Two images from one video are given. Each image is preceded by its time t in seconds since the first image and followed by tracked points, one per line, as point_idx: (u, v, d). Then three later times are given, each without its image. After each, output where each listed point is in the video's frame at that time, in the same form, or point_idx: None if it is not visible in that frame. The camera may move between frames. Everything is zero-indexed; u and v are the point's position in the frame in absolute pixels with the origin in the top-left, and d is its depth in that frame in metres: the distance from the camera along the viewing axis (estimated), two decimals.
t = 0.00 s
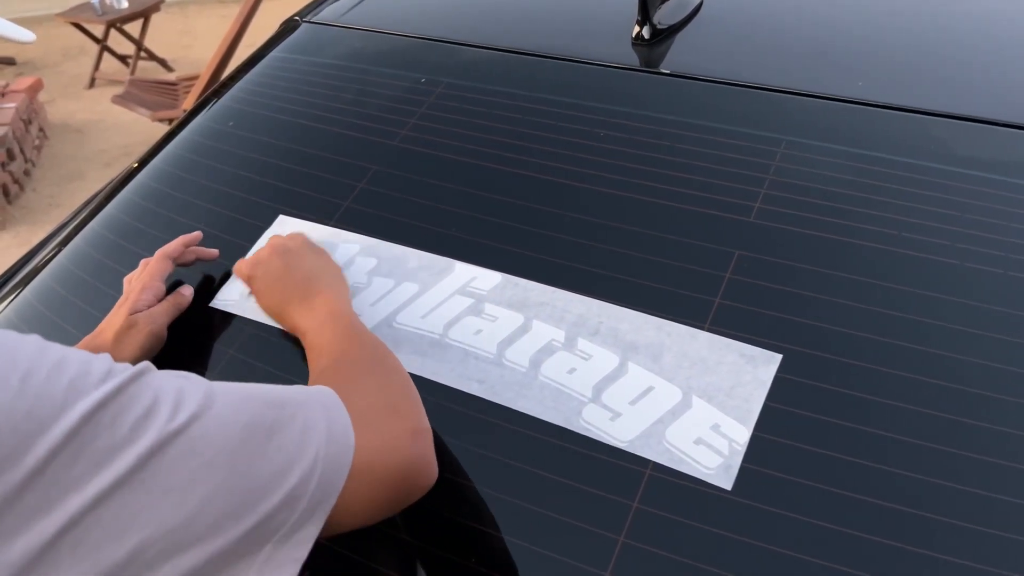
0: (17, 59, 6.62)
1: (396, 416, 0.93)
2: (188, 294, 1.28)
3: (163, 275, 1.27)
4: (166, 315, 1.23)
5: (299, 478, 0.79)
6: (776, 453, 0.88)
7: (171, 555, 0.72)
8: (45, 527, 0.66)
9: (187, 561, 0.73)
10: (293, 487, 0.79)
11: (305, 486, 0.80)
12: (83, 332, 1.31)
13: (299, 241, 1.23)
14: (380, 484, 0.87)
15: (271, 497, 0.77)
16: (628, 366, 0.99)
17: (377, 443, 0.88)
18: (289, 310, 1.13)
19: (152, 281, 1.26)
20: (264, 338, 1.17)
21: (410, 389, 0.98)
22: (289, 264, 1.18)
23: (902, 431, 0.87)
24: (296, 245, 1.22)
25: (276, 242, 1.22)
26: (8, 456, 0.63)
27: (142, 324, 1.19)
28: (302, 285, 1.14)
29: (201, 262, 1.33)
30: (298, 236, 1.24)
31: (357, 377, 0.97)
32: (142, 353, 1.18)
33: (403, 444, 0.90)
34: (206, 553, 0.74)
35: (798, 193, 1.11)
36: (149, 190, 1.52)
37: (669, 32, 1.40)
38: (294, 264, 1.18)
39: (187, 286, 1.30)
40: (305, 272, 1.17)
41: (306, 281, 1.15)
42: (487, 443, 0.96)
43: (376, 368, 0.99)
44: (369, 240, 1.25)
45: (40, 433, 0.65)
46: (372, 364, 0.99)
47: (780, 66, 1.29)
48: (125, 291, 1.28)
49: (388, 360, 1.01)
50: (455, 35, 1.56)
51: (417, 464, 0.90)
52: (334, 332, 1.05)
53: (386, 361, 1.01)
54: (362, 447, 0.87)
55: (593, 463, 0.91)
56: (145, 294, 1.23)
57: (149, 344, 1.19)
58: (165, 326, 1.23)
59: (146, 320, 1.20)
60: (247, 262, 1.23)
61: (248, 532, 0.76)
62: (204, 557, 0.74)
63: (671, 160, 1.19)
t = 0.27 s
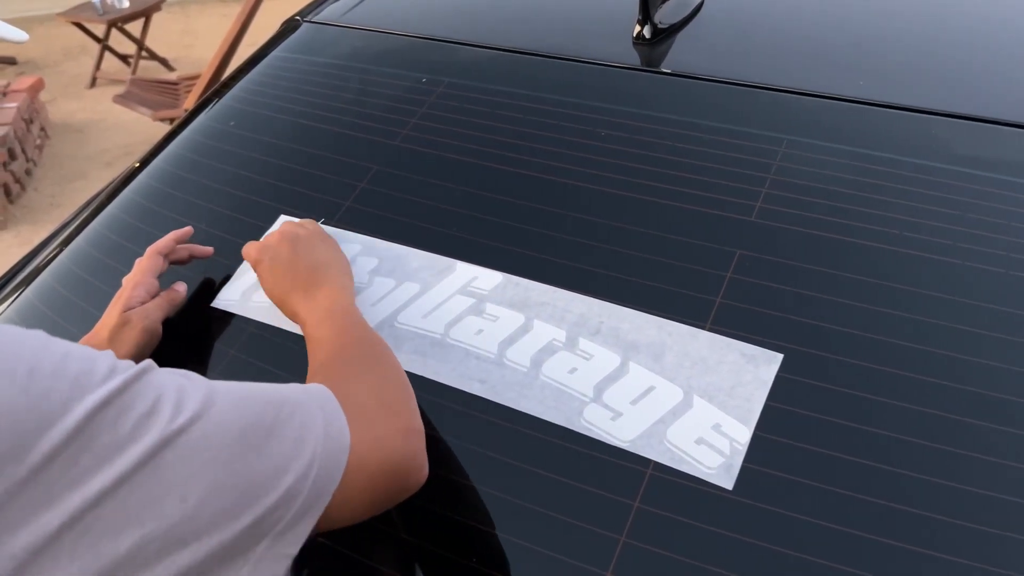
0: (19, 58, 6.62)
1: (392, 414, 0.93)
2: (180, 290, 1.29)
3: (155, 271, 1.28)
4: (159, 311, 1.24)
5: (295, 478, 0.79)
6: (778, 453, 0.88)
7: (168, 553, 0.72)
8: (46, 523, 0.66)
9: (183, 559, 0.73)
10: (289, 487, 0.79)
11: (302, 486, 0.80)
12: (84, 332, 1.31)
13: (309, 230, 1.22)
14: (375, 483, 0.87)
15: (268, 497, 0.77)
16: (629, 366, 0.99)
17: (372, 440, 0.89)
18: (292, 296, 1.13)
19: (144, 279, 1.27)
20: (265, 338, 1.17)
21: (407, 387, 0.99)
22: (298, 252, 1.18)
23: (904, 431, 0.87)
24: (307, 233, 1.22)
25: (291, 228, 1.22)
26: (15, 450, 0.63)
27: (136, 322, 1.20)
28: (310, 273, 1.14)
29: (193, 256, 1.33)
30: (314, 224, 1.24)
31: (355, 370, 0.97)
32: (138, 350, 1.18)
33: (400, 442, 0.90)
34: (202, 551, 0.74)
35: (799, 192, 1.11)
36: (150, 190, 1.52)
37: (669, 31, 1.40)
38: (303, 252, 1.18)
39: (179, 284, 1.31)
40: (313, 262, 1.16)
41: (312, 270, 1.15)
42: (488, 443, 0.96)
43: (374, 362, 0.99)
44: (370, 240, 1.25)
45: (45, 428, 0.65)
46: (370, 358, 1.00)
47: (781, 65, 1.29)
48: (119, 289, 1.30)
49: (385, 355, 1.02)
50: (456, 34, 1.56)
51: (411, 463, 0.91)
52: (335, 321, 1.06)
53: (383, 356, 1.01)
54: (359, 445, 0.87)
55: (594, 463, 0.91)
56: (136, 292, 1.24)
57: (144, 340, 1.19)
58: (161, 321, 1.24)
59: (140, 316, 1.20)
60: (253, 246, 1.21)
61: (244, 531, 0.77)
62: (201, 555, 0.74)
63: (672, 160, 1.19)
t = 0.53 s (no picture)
0: (19, 58, 6.62)
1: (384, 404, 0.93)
2: (178, 290, 1.30)
3: (152, 270, 1.29)
4: (156, 310, 1.24)
5: (293, 467, 0.80)
6: (776, 453, 0.89)
7: (170, 541, 0.73)
8: (48, 516, 0.66)
9: (184, 546, 0.74)
10: (287, 475, 0.79)
11: (300, 473, 0.80)
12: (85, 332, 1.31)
13: (285, 238, 1.24)
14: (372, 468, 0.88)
15: (266, 485, 0.78)
16: (628, 366, 0.99)
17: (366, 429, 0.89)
18: (268, 298, 1.15)
19: (141, 278, 1.28)
20: (265, 338, 1.17)
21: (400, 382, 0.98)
22: (273, 257, 1.19)
23: (902, 430, 0.87)
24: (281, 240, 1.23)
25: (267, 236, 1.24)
26: (18, 445, 0.63)
27: (134, 321, 1.20)
28: (285, 278, 1.15)
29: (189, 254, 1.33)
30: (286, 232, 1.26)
31: (345, 368, 0.97)
32: (136, 349, 1.19)
33: (394, 430, 0.91)
34: (203, 539, 0.75)
35: (798, 192, 1.11)
36: (150, 191, 1.52)
37: (668, 32, 1.40)
38: (275, 257, 1.19)
39: (176, 283, 1.32)
40: (287, 266, 1.17)
41: (288, 272, 1.16)
42: (487, 443, 0.96)
43: (366, 361, 0.99)
44: (369, 241, 1.25)
45: (47, 421, 0.65)
46: (361, 357, 0.99)
47: (780, 65, 1.29)
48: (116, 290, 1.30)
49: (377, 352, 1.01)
50: (455, 34, 1.56)
51: (406, 450, 0.91)
52: (320, 321, 1.06)
53: (375, 354, 1.01)
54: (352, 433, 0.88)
55: (593, 463, 0.91)
56: (133, 292, 1.24)
57: (142, 339, 1.20)
58: (157, 320, 1.24)
59: (137, 316, 1.21)
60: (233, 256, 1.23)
61: (245, 518, 0.77)
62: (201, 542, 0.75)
63: (671, 160, 1.19)
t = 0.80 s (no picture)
0: (18, 59, 6.62)
1: (386, 377, 0.93)
2: (177, 290, 1.29)
3: (150, 271, 1.29)
4: (155, 310, 1.24)
5: (295, 432, 0.79)
6: (777, 453, 0.88)
7: (176, 515, 0.73)
8: (50, 498, 0.66)
9: (192, 519, 0.73)
10: (290, 442, 0.78)
11: (303, 440, 0.79)
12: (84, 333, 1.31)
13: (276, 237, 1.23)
14: (376, 438, 0.87)
15: (269, 452, 0.77)
16: (628, 366, 0.99)
17: (368, 401, 0.89)
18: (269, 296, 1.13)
19: (140, 278, 1.28)
20: (264, 339, 1.17)
21: (402, 358, 0.98)
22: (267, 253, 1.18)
23: (903, 430, 0.87)
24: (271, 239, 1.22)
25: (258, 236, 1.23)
26: (13, 426, 0.64)
27: (132, 322, 1.20)
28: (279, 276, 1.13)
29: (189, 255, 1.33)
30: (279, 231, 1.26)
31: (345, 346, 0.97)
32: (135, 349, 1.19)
33: (395, 402, 0.91)
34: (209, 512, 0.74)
35: (798, 192, 1.11)
36: (150, 191, 1.52)
37: (667, 31, 1.40)
38: (266, 257, 1.17)
39: (176, 284, 1.32)
40: (282, 261, 1.16)
41: (284, 266, 1.15)
42: (487, 443, 0.96)
43: (366, 339, 0.99)
44: (369, 241, 1.25)
45: (43, 402, 0.65)
46: (361, 335, 0.99)
47: (780, 65, 1.29)
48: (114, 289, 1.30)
49: (376, 330, 1.01)
50: (455, 34, 1.56)
51: (406, 419, 0.91)
52: (318, 313, 1.05)
53: (374, 331, 1.01)
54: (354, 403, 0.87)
55: (593, 463, 0.91)
56: (132, 292, 1.25)
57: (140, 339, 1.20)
58: (156, 320, 1.25)
59: (136, 317, 1.21)
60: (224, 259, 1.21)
61: (250, 489, 0.76)
62: (208, 514, 0.74)
63: (670, 160, 1.19)
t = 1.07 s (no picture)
0: (17, 59, 6.61)
1: (375, 421, 0.94)
2: (175, 291, 1.29)
3: (150, 272, 1.29)
4: (153, 311, 1.24)
5: (283, 478, 0.79)
6: (775, 453, 0.88)
7: (156, 549, 0.72)
8: (32, 518, 0.66)
9: (172, 555, 0.73)
10: (277, 486, 0.79)
11: (291, 484, 0.80)
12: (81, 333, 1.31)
13: (259, 262, 1.22)
14: (367, 482, 0.87)
15: (256, 495, 0.78)
16: (626, 367, 0.99)
17: (360, 446, 0.89)
18: (235, 328, 1.13)
19: (138, 279, 1.28)
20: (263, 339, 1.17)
21: (391, 404, 0.99)
22: (240, 283, 1.18)
23: (902, 431, 0.87)
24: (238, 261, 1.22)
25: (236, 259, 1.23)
26: None
27: (129, 322, 1.20)
28: (252, 307, 1.14)
29: (187, 257, 1.32)
30: (261, 251, 1.25)
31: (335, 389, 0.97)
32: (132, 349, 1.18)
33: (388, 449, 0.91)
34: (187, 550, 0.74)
35: (796, 192, 1.11)
36: (148, 191, 1.52)
37: (666, 31, 1.40)
38: (242, 285, 1.18)
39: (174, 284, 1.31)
40: (257, 296, 1.16)
41: (258, 301, 1.15)
42: (485, 445, 0.96)
43: (356, 383, 0.99)
44: (367, 242, 1.25)
45: (30, 421, 0.65)
46: (351, 379, 1.00)
47: (779, 65, 1.29)
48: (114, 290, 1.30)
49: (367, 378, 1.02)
50: (453, 34, 1.55)
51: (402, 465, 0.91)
52: (287, 352, 1.06)
53: (364, 378, 1.01)
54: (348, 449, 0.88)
55: (590, 464, 0.91)
56: (130, 292, 1.24)
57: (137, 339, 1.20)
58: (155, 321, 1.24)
59: (133, 317, 1.21)
60: (199, 284, 1.22)
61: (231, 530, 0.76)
62: (189, 553, 0.74)
63: (669, 160, 1.19)
